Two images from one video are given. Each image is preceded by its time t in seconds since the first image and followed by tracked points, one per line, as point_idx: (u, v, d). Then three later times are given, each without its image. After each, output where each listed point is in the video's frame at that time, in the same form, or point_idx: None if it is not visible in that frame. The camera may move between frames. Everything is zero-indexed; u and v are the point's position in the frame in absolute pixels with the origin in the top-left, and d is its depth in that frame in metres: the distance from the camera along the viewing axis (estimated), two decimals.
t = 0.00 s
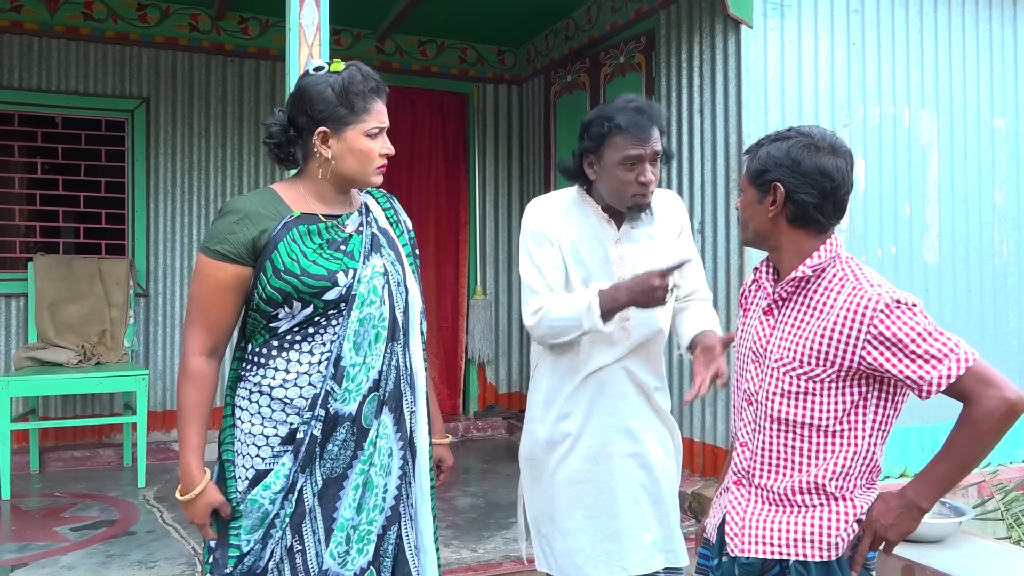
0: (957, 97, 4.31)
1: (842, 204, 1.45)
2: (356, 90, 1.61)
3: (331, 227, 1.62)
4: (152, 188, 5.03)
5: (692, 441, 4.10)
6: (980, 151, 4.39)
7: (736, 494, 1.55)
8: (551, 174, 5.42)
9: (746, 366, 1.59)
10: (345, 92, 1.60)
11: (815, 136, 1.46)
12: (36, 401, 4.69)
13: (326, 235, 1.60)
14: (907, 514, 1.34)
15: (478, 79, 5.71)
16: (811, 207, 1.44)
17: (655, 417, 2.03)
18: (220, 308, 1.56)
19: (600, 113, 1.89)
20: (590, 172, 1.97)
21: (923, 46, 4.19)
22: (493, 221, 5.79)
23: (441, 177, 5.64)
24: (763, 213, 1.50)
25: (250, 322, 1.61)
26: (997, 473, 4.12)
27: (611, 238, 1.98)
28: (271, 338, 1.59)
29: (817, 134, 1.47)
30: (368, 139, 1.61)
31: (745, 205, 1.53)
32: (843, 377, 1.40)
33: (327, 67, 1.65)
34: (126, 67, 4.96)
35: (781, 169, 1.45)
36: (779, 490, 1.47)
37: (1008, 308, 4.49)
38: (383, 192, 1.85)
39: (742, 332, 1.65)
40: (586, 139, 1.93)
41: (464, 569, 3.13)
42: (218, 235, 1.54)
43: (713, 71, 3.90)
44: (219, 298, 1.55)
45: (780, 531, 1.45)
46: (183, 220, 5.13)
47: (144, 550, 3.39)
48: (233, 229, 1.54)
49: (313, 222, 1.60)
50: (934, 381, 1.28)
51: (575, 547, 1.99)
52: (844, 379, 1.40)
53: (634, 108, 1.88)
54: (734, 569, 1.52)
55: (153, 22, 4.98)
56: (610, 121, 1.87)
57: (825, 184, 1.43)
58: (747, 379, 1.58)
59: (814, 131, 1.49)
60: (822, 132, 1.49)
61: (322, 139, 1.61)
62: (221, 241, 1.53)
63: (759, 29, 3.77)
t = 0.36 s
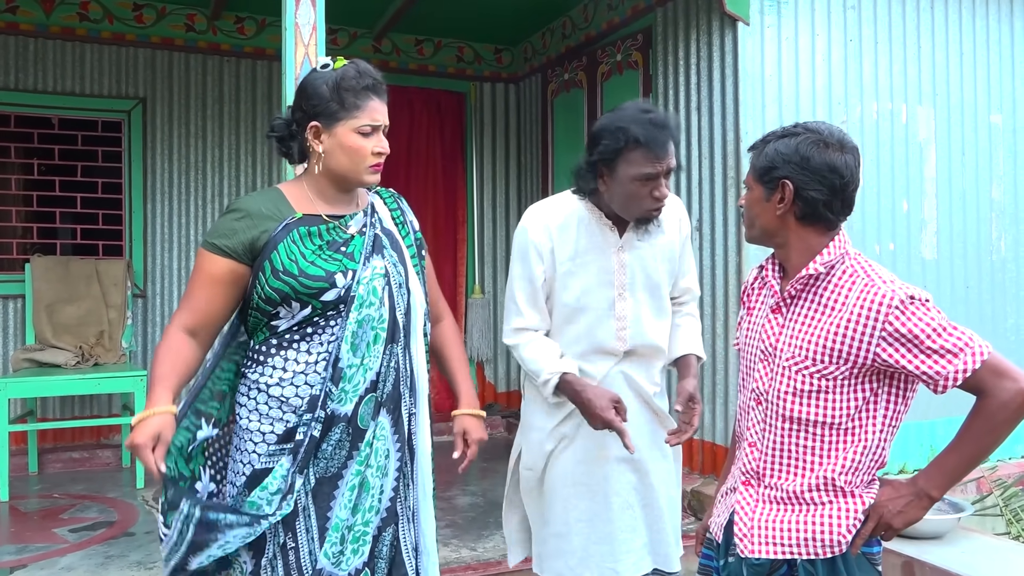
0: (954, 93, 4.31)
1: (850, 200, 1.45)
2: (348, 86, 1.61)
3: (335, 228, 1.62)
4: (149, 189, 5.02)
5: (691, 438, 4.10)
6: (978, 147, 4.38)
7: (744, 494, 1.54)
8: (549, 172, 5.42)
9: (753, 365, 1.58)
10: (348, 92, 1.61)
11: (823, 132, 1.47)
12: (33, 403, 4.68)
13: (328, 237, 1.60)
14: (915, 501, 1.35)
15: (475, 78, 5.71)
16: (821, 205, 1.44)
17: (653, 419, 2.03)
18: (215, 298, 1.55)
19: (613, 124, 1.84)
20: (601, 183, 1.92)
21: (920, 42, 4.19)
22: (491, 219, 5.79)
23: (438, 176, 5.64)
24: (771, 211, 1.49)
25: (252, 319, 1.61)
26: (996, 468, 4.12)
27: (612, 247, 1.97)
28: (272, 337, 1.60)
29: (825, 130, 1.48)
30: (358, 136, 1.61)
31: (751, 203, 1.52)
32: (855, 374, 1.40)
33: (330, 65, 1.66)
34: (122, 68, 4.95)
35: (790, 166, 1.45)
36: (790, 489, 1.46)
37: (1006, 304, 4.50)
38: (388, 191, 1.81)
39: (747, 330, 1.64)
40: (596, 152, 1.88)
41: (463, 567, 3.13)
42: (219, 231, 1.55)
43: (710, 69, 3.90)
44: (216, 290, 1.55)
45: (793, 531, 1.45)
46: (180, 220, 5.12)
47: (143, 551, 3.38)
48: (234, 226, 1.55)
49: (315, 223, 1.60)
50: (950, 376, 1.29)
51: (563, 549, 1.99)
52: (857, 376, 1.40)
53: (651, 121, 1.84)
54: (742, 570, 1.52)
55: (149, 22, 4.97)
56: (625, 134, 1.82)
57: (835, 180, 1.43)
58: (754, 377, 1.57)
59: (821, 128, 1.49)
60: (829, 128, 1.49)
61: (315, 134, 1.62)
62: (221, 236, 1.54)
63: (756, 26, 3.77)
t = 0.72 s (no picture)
0: (950, 89, 4.31)
1: (856, 195, 1.45)
2: (312, 86, 1.62)
3: (331, 227, 1.62)
4: (145, 188, 5.02)
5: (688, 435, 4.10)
6: (973, 144, 4.39)
7: (758, 493, 1.54)
8: (545, 170, 5.42)
9: (764, 364, 1.58)
10: (348, 93, 1.62)
11: (826, 127, 1.46)
12: (29, 403, 4.67)
13: (320, 235, 1.60)
14: (931, 507, 1.35)
15: (471, 76, 5.70)
16: (827, 200, 1.44)
17: (645, 421, 2.02)
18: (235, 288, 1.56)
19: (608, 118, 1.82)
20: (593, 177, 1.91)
21: (916, 39, 4.19)
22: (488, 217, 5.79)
23: (435, 174, 5.63)
24: (776, 208, 1.49)
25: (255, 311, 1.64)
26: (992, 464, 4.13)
27: (602, 241, 1.96)
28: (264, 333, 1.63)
29: (828, 125, 1.47)
30: (317, 139, 1.61)
31: (756, 201, 1.53)
32: (867, 372, 1.40)
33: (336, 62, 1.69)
34: (117, 67, 4.93)
35: (795, 163, 1.45)
36: (803, 488, 1.47)
37: (1001, 300, 4.50)
38: (398, 190, 1.74)
39: (757, 329, 1.64)
40: (589, 144, 1.88)
41: (461, 566, 3.13)
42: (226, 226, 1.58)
43: (706, 65, 3.89)
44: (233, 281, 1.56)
45: (807, 531, 1.45)
46: (176, 220, 5.11)
47: (140, 551, 3.38)
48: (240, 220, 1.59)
49: (315, 221, 1.61)
50: (960, 375, 1.29)
51: (555, 548, 1.98)
52: (868, 374, 1.40)
53: (647, 115, 1.81)
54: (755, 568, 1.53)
55: (143, 21, 4.96)
56: (619, 128, 1.81)
57: (841, 176, 1.43)
58: (765, 377, 1.57)
59: (824, 122, 1.48)
60: (834, 124, 1.48)
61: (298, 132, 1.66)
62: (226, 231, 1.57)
63: (752, 22, 3.76)
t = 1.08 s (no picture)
0: (943, 84, 4.32)
1: (846, 187, 1.45)
2: (301, 84, 1.64)
3: (327, 220, 1.62)
4: (138, 184, 5.00)
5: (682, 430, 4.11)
6: (966, 138, 4.40)
7: (750, 488, 1.54)
8: (539, 166, 5.42)
9: (756, 357, 1.58)
10: (331, 89, 1.62)
11: (814, 120, 1.46)
12: (23, 400, 4.66)
13: (313, 228, 1.60)
14: (922, 505, 1.36)
15: (465, 71, 5.70)
16: (817, 192, 1.44)
17: (635, 416, 2.02)
18: (228, 289, 1.62)
19: (595, 109, 1.83)
20: (581, 169, 1.91)
21: (909, 33, 4.20)
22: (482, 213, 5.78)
23: (428, 170, 5.63)
24: (767, 202, 1.50)
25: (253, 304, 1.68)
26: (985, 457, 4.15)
27: (591, 237, 1.96)
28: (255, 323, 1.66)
29: (816, 118, 1.47)
30: (305, 135, 1.62)
31: (746, 196, 1.52)
32: (858, 365, 1.40)
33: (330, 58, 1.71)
34: (109, 62, 4.91)
35: (784, 156, 1.45)
36: (795, 482, 1.47)
37: (994, 294, 4.51)
38: (403, 188, 1.73)
39: (748, 323, 1.64)
40: (579, 136, 1.87)
41: (455, 560, 3.13)
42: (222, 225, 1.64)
43: (699, 60, 3.89)
44: (226, 282, 1.62)
45: (800, 524, 1.45)
46: (170, 216, 5.10)
47: (134, 548, 3.37)
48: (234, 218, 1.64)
49: (311, 214, 1.62)
50: (949, 368, 1.29)
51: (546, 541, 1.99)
52: (860, 367, 1.41)
53: (635, 105, 1.82)
54: (749, 563, 1.53)
55: (135, 17, 4.94)
56: (608, 119, 1.81)
57: (830, 168, 1.43)
58: (757, 370, 1.57)
59: (812, 115, 1.48)
60: (822, 116, 1.49)
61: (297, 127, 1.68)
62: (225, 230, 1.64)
63: (745, 17, 3.76)
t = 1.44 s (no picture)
0: (936, 80, 4.33)
1: (819, 184, 1.47)
2: (297, 81, 1.64)
3: (324, 214, 1.63)
4: (131, 180, 4.99)
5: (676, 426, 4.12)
6: (959, 134, 4.41)
7: (722, 478, 1.55)
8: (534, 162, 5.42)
9: (729, 350, 1.59)
10: (324, 85, 1.62)
11: (789, 118, 1.48)
12: (17, 396, 4.65)
13: (307, 222, 1.61)
14: (888, 497, 1.39)
15: (459, 67, 5.69)
16: (792, 187, 1.45)
17: (619, 412, 2.00)
18: (231, 287, 1.66)
19: (565, 110, 1.82)
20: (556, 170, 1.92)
21: (902, 29, 4.20)
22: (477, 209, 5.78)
23: (423, 166, 5.62)
24: (743, 197, 1.50)
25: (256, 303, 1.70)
26: (978, 452, 4.17)
27: (572, 233, 1.98)
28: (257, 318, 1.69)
29: (790, 117, 1.49)
30: (300, 132, 1.62)
31: (722, 192, 1.52)
32: (826, 356, 1.42)
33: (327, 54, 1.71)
34: (101, 58, 4.90)
35: (760, 152, 1.45)
36: (765, 471, 1.48)
37: (987, 290, 4.53)
38: (401, 183, 1.72)
39: (721, 318, 1.65)
40: (551, 138, 1.87)
41: (450, 556, 3.13)
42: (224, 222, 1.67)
43: (694, 56, 3.89)
44: (229, 281, 1.65)
45: (770, 513, 1.46)
46: (163, 212, 5.08)
47: (129, 544, 3.37)
48: (235, 216, 1.66)
49: (308, 209, 1.64)
50: (913, 359, 1.32)
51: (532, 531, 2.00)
52: (828, 359, 1.42)
53: (603, 105, 1.81)
54: (723, 554, 1.53)
55: (128, 12, 4.92)
56: (577, 119, 1.80)
57: (804, 165, 1.44)
58: (729, 362, 1.58)
59: (786, 115, 1.50)
60: (794, 115, 1.50)
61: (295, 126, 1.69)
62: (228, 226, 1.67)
63: (739, 13, 3.76)
